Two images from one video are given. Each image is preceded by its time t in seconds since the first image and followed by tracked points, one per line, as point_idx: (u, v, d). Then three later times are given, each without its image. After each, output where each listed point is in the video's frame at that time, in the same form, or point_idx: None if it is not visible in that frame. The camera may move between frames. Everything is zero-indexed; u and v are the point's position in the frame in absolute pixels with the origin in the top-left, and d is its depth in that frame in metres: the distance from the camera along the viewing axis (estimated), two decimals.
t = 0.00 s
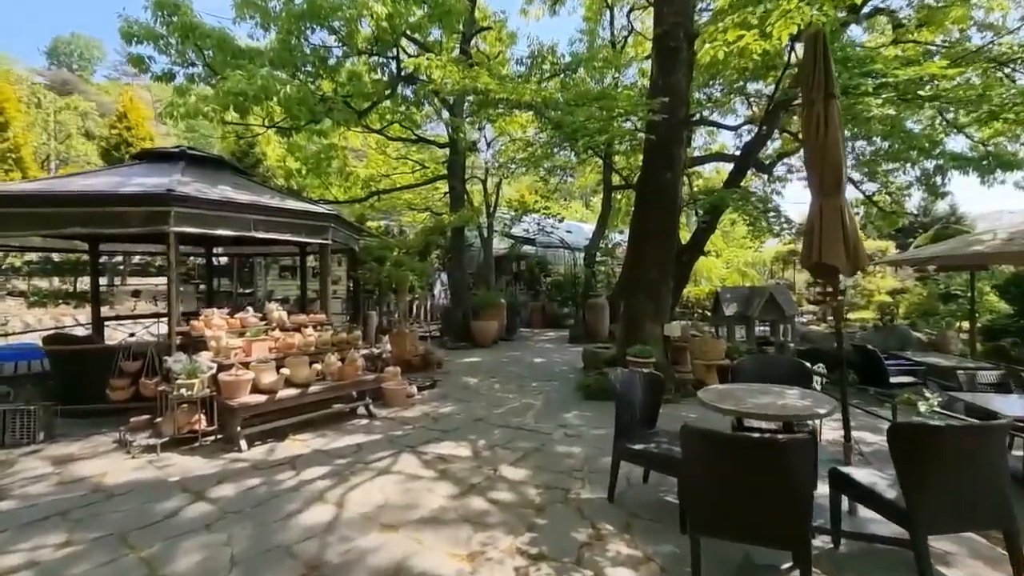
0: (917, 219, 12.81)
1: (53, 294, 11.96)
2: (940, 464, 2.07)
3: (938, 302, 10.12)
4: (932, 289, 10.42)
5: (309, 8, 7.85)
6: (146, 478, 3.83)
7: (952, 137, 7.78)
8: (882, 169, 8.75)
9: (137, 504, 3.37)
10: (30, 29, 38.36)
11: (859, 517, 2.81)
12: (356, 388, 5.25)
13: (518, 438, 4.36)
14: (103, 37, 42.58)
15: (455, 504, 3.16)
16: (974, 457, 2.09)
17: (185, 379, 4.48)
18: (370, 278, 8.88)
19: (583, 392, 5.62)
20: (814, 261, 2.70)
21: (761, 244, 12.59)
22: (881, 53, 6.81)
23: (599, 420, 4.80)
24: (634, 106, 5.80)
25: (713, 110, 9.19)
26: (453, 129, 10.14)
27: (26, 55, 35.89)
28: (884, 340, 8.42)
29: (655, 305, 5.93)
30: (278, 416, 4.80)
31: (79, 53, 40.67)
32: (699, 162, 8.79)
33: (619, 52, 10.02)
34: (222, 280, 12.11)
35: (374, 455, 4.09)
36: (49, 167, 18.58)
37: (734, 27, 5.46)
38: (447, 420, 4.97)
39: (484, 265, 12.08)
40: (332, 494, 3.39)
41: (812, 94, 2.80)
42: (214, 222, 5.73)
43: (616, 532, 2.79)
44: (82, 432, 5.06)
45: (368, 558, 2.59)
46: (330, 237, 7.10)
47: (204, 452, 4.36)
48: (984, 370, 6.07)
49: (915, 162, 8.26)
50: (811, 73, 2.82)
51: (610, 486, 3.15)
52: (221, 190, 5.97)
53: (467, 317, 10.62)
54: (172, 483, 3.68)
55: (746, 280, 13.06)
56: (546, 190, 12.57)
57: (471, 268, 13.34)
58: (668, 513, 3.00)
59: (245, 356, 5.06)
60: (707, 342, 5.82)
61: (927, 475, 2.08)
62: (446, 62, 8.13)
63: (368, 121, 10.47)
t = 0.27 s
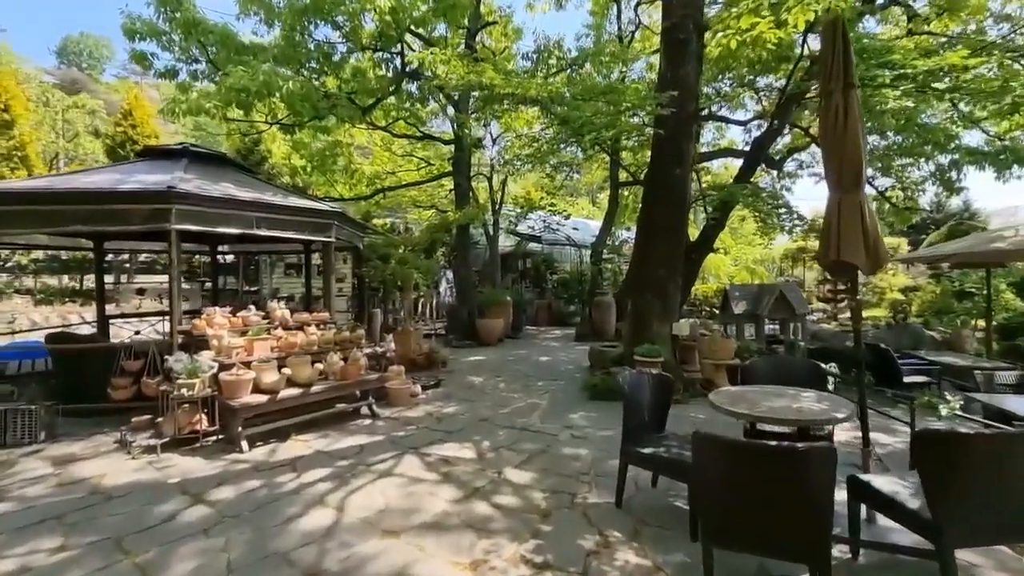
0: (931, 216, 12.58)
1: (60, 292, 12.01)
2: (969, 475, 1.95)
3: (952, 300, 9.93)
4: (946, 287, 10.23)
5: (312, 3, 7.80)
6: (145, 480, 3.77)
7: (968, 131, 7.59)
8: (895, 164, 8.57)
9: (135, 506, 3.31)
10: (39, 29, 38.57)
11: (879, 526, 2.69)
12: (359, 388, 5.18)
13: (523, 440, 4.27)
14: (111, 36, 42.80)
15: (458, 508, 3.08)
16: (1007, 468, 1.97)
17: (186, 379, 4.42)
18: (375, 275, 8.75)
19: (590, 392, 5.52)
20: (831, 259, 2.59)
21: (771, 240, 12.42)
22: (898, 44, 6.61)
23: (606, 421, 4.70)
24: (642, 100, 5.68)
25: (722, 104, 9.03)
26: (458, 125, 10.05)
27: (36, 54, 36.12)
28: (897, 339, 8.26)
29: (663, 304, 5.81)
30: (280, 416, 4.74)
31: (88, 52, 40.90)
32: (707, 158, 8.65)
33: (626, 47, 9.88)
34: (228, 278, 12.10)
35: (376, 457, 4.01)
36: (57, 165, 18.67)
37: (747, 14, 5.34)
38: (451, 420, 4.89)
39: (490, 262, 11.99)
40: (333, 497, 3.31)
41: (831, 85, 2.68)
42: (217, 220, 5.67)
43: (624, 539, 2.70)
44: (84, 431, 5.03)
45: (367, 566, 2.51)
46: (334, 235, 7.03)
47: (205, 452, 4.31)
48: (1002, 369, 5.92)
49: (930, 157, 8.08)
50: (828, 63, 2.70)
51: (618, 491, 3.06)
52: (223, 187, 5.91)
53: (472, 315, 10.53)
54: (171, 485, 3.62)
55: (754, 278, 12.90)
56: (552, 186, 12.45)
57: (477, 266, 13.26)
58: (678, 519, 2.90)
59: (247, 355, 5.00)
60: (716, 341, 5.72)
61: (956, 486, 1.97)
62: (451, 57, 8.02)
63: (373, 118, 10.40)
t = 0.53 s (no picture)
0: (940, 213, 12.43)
1: (65, 290, 12.07)
2: (991, 480, 1.88)
3: (963, 299, 9.80)
4: (956, 285, 10.10)
5: None
6: (145, 480, 3.74)
7: (980, 126, 7.47)
8: (905, 161, 8.45)
9: (135, 507, 3.27)
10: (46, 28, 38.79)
11: (892, 531, 2.61)
12: (361, 387, 5.13)
13: (527, 440, 4.21)
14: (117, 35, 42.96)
15: (460, 510, 3.02)
16: None
17: (187, 378, 4.39)
18: (378, 273, 8.61)
19: (594, 391, 5.45)
20: (846, 256, 2.52)
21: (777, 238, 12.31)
22: (911, 37, 6.48)
23: (611, 421, 4.64)
24: (649, 95, 5.60)
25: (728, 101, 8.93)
26: (463, 123, 9.99)
27: (44, 55, 36.32)
28: (907, 337, 8.16)
29: (669, 302, 5.74)
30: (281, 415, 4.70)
31: (95, 51, 41.10)
32: (714, 155, 8.56)
33: (632, 43, 9.78)
34: (232, 276, 12.11)
35: (379, 457, 3.96)
36: (63, 164, 18.75)
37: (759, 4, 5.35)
38: (454, 420, 4.84)
39: (495, 260, 11.92)
40: (334, 498, 3.26)
41: (845, 77, 2.61)
42: (218, 217, 5.63)
43: (629, 543, 2.64)
44: (86, 431, 5.01)
45: (367, 570, 2.45)
46: (336, 233, 6.98)
47: (206, 453, 4.27)
48: (1015, 369, 5.81)
49: (941, 153, 7.96)
50: (842, 56, 2.63)
51: (623, 494, 2.99)
52: (225, 185, 5.87)
53: (476, 313, 10.46)
54: (171, 485, 3.59)
55: (761, 276, 12.78)
56: (557, 184, 12.37)
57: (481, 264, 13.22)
58: (685, 523, 2.83)
59: (249, 354, 4.98)
60: (723, 340, 5.57)
61: (977, 492, 1.90)
62: (455, 54, 7.95)
63: (377, 115, 10.35)
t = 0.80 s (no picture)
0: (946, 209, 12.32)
1: (65, 287, 12.08)
2: (1011, 482, 1.81)
3: (969, 296, 9.71)
4: (961, 281, 10.01)
5: None
6: (143, 479, 3.69)
7: (987, 121, 7.38)
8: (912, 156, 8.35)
9: (132, 507, 3.22)
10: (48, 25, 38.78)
11: (905, 534, 2.54)
12: (362, 384, 5.08)
13: (530, 438, 4.15)
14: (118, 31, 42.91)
15: (462, 511, 2.96)
16: None
17: (186, 375, 4.34)
18: (379, 270, 8.53)
19: (598, 389, 5.39)
20: (857, 252, 2.45)
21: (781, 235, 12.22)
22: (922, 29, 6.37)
23: (615, 419, 4.57)
24: (653, 89, 5.51)
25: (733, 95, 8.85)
26: (465, 118, 9.93)
27: (46, 51, 36.33)
28: (913, 334, 8.08)
29: (673, 299, 5.67)
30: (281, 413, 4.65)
31: (97, 48, 41.12)
32: (718, 150, 8.47)
33: (636, 37, 9.69)
34: (233, 273, 12.07)
35: (379, 456, 3.91)
36: (65, 161, 18.73)
37: None
38: (456, 418, 4.79)
39: (497, 257, 11.85)
40: (334, 498, 3.21)
41: (859, 66, 2.53)
42: (218, 213, 5.57)
43: (635, 545, 2.57)
44: (84, 429, 4.97)
45: (366, 572, 2.40)
46: (337, 229, 6.91)
47: (205, 451, 4.22)
48: None
49: (948, 148, 7.86)
50: (857, 43, 2.54)
51: (628, 495, 2.93)
52: (224, 180, 5.80)
53: (478, 310, 10.39)
54: (169, 484, 3.54)
55: (765, 272, 12.70)
56: (559, 180, 12.28)
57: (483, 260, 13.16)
58: (692, 524, 2.77)
59: (248, 352, 4.93)
60: (728, 338, 5.49)
61: (997, 495, 1.83)
62: (457, 48, 7.87)
63: (379, 111, 10.28)
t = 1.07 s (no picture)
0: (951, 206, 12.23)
1: (66, 285, 12.07)
2: None
3: (975, 294, 9.63)
4: (967, 279, 9.93)
5: None
6: (141, 480, 3.64)
7: (995, 117, 7.30)
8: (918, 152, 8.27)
9: (130, 509, 3.17)
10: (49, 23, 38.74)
11: (920, 539, 2.48)
12: (364, 384, 5.02)
13: (534, 438, 4.09)
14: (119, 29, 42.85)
15: (466, 513, 2.90)
16: None
17: (185, 375, 4.29)
18: (381, 268, 8.46)
19: (602, 388, 5.32)
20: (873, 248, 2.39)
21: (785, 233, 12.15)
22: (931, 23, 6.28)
23: (620, 419, 4.51)
24: (659, 84, 5.43)
25: (737, 92, 8.77)
26: (467, 115, 9.87)
27: (47, 49, 36.32)
28: (919, 333, 8.01)
29: (678, 297, 5.60)
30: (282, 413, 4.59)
31: (99, 47, 41.11)
32: (722, 147, 8.40)
33: (639, 33, 9.62)
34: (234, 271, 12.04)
35: (381, 457, 3.85)
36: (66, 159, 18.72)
37: None
38: (459, 417, 4.73)
39: (499, 255, 11.79)
40: (335, 500, 3.15)
41: (875, 56, 2.44)
42: (217, 210, 5.51)
43: (643, 550, 2.51)
44: (83, 428, 4.94)
45: None
46: (338, 226, 6.83)
47: (205, 452, 4.17)
48: None
49: (955, 145, 7.77)
50: (872, 29, 2.45)
51: (635, 497, 2.87)
52: (224, 177, 5.74)
53: (481, 308, 10.33)
54: (167, 486, 3.49)
55: (768, 270, 12.63)
56: (561, 178, 12.21)
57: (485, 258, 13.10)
58: (701, 529, 2.71)
59: (249, 350, 4.88)
60: (734, 336, 5.42)
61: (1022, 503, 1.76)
62: (460, 44, 7.81)
63: (380, 108, 10.23)
